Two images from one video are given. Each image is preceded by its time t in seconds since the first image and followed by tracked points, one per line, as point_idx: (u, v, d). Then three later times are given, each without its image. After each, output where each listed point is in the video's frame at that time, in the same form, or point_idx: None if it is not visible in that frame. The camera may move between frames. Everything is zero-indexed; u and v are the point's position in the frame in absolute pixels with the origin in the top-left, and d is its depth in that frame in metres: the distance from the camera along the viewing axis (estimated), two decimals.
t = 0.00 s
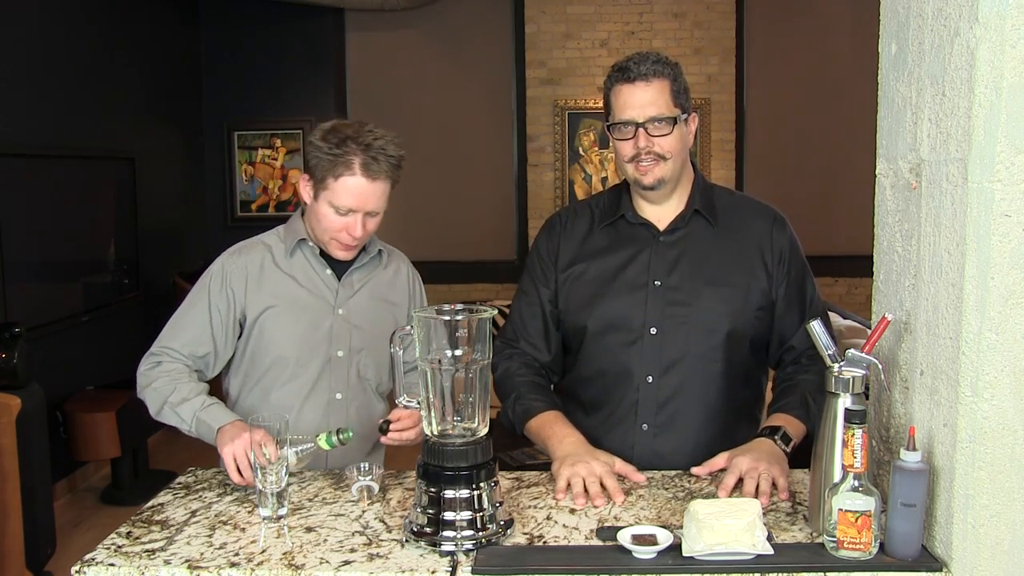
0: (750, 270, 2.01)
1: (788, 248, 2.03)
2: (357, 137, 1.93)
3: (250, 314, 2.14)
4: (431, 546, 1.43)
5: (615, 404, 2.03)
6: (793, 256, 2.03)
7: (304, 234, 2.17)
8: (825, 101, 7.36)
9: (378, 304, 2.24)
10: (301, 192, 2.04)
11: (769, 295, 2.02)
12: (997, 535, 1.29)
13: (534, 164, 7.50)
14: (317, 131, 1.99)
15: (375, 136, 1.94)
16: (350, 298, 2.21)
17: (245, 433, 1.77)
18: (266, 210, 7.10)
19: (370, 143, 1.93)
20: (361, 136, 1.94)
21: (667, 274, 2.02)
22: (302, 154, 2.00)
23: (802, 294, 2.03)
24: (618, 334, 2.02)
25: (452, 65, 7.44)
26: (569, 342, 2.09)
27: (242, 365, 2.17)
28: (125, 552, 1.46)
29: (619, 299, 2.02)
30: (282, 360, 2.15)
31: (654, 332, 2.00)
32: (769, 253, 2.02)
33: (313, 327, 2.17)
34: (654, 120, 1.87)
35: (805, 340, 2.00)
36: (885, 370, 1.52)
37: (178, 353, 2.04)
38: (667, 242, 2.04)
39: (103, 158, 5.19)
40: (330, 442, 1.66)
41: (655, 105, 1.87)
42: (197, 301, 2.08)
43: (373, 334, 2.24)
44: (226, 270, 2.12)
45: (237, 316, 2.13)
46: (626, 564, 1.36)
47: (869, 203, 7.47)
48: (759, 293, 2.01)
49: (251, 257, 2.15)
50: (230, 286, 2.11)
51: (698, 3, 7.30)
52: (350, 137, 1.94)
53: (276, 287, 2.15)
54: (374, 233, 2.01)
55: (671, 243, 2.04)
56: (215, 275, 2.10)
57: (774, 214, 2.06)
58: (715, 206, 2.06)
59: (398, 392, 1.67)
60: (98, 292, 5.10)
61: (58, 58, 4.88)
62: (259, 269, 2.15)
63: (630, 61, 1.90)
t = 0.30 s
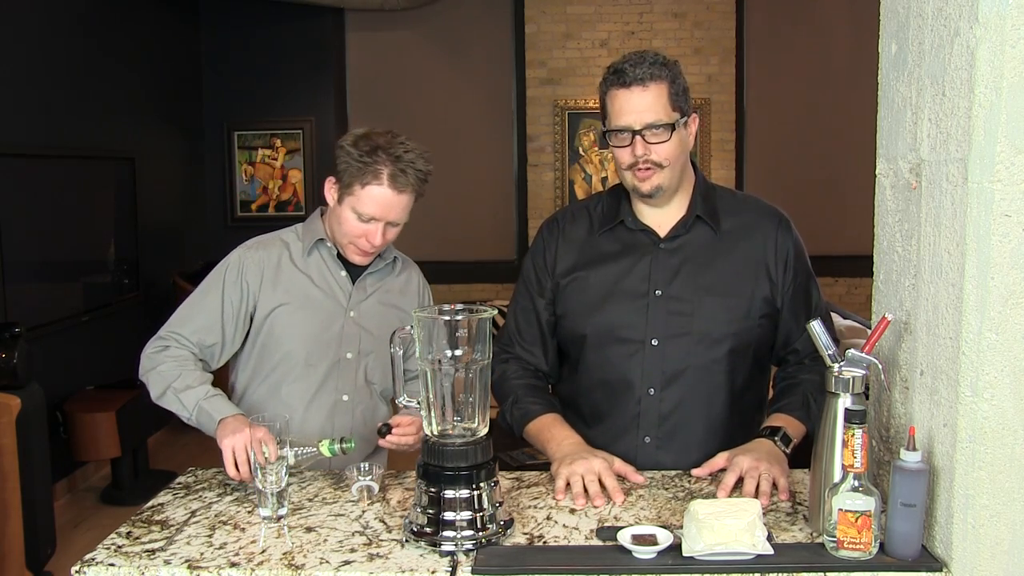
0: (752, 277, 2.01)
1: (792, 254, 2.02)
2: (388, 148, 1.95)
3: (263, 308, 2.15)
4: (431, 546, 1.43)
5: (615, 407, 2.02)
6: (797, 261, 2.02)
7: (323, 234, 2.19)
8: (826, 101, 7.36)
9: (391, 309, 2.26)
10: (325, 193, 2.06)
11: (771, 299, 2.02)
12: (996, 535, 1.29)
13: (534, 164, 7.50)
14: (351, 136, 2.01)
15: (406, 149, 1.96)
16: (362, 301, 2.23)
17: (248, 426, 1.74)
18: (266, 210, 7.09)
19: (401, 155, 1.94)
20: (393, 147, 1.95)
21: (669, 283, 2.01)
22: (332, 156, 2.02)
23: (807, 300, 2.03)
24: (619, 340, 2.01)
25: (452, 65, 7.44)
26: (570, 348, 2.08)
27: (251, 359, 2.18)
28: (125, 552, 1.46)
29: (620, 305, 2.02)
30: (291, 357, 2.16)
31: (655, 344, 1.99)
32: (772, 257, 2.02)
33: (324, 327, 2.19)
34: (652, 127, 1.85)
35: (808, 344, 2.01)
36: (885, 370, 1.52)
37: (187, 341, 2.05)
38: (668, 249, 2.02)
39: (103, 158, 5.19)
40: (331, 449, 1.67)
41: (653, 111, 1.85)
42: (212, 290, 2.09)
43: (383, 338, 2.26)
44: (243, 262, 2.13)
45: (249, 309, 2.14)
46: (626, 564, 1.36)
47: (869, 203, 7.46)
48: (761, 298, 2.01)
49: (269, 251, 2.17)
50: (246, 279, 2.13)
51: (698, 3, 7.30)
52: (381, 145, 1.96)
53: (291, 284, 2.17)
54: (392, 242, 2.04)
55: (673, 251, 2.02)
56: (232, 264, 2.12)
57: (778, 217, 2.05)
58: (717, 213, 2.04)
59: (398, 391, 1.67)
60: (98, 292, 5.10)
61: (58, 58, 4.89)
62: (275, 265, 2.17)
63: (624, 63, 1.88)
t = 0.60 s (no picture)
0: (751, 278, 2.01)
1: (794, 255, 2.02)
2: (399, 151, 1.96)
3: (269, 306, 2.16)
4: (431, 546, 1.43)
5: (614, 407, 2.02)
6: (800, 263, 2.02)
7: (330, 234, 2.20)
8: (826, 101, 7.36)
9: (398, 311, 2.25)
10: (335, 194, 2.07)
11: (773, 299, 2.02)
12: (997, 535, 1.29)
13: (534, 164, 7.50)
14: (361, 139, 2.02)
15: (417, 153, 1.97)
16: (368, 301, 2.23)
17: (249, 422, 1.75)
18: (266, 210, 7.09)
19: (411, 159, 1.95)
20: (403, 151, 1.96)
21: (668, 287, 2.01)
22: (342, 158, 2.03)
23: (810, 301, 2.03)
24: (619, 343, 2.01)
25: (452, 64, 7.44)
26: (569, 350, 2.08)
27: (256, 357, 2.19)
28: (125, 552, 1.46)
29: (619, 308, 2.01)
30: (297, 356, 2.16)
31: (655, 349, 1.99)
32: (773, 258, 2.02)
33: (330, 327, 2.19)
34: (615, 137, 1.84)
35: (810, 346, 2.01)
36: (885, 370, 1.52)
37: (190, 335, 2.05)
38: (666, 253, 2.02)
39: (103, 158, 5.19)
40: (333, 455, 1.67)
41: (615, 121, 1.84)
42: (218, 285, 2.09)
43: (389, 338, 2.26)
44: (250, 259, 2.15)
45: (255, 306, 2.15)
46: (626, 564, 1.36)
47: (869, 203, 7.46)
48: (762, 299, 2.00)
49: (277, 250, 2.18)
50: (253, 276, 2.14)
51: (698, 3, 7.30)
52: (393, 149, 1.96)
53: (298, 283, 2.17)
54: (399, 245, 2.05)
55: (672, 254, 2.02)
56: (240, 260, 2.13)
57: (780, 218, 2.05)
58: (717, 215, 2.04)
59: (399, 392, 1.67)
60: (98, 292, 5.10)
61: (58, 58, 4.89)
62: (283, 263, 2.17)
63: (596, 75, 1.88)
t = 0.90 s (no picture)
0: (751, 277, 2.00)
1: (794, 254, 2.02)
2: (405, 155, 1.96)
3: (272, 304, 2.16)
4: (431, 546, 1.43)
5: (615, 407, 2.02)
6: (800, 262, 2.02)
7: (333, 234, 2.20)
8: (826, 101, 7.36)
9: (401, 312, 2.25)
10: (340, 195, 2.07)
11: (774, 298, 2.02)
12: (997, 535, 1.29)
13: (534, 164, 7.49)
14: (366, 141, 2.02)
15: (422, 157, 1.97)
16: (371, 302, 2.23)
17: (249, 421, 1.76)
18: (266, 210, 7.09)
19: (417, 163, 1.96)
20: (409, 155, 1.96)
21: (668, 285, 2.01)
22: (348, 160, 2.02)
23: (812, 300, 2.02)
24: (619, 342, 2.01)
25: (452, 64, 7.44)
26: (569, 350, 2.08)
27: (258, 355, 2.19)
28: (125, 552, 1.45)
29: (619, 307, 2.01)
30: (300, 355, 2.17)
31: (654, 348, 1.99)
32: (773, 258, 2.02)
33: (333, 327, 2.19)
34: (597, 146, 1.85)
35: (811, 345, 2.01)
36: (885, 370, 1.52)
37: (191, 332, 2.05)
38: (665, 252, 2.02)
39: (103, 158, 5.19)
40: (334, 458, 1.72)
41: (597, 130, 1.85)
42: (221, 282, 2.09)
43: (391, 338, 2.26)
44: (253, 257, 2.14)
45: (257, 305, 2.15)
46: (626, 564, 1.36)
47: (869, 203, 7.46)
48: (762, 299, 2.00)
49: (281, 250, 2.18)
50: (256, 274, 2.14)
51: (698, 3, 7.30)
52: (398, 153, 1.96)
53: (301, 282, 2.17)
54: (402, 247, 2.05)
55: (672, 252, 2.02)
56: (243, 258, 2.13)
57: (780, 217, 2.04)
58: (717, 214, 2.04)
59: (399, 391, 1.68)
60: (98, 292, 5.10)
61: (58, 58, 4.89)
62: (286, 263, 2.17)
63: (583, 82, 1.88)
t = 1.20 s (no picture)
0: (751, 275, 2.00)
1: (793, 252, 2.02)
2: (409, 157, 1.96)
3: (273, 304, 2.16)
4: (431, 546, 1.43)
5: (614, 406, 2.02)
6: (800, 261, 2.02)
7: (335, 234, 2.20)
8: (826, 101, 7.35)
9: (402, 313, 2.25)
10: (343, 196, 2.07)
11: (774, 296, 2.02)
12: (997, 535, 1.29)
13: (534, 164, 7.49)
14: (371, 143, 2.02)
15: (426, 160, 1.97)
16: (372, 302, 2.23)
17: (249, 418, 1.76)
18: (265, 210, 7.08)
19: (421, 165, 1.95)
20: (413, 158, 1.96)
21: (668, 281, 2.01)
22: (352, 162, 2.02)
23: (812, 298, 2.02)
24: (618, 340, 2.01)
25: (451, 64, 7.44)
26: (569, 349, 2.08)
27: (258, 355, 2.19)
28: (125, 552, 1.46)
29: (619, 306, 2.01)
30: (300, 355, 2.17)
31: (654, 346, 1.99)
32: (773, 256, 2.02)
33: (334, 327, 2.19)
34: (597, 142, 1.86)
35: (810, 344, 2.01)
36: (885, 370, 1.52)
37: (192, 329, 2.05)
38: (666, 249, 2.02)
39: (103, 158, 5.19)
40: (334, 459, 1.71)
41: (597, 126, 1.85)
42: (222, 281, 2.09)
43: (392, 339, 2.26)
44: (255, 257, 2.14)
45: (258, 304, 2.15)
46: (626, 564, 1.36)
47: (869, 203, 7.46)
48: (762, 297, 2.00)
49: (282, 250, 2.18)
50: (257, 273, 2.14)
51: (698, 3, 7.29)
52: (402, 155, 1.96)
53: (302, 282, 2.17)
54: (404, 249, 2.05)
55: (671, 249, 2.02)
56: (244, 257, 2.13)
57: (780, 216, 2.04)
58: (717, 211, 2.04)
59: (399, 391, 1.68)
60: (98, 292, 5.09)
61: (58, 58, 4.89)
62: (287, 263, 2.17)
63: (583, 81, 1.88)
